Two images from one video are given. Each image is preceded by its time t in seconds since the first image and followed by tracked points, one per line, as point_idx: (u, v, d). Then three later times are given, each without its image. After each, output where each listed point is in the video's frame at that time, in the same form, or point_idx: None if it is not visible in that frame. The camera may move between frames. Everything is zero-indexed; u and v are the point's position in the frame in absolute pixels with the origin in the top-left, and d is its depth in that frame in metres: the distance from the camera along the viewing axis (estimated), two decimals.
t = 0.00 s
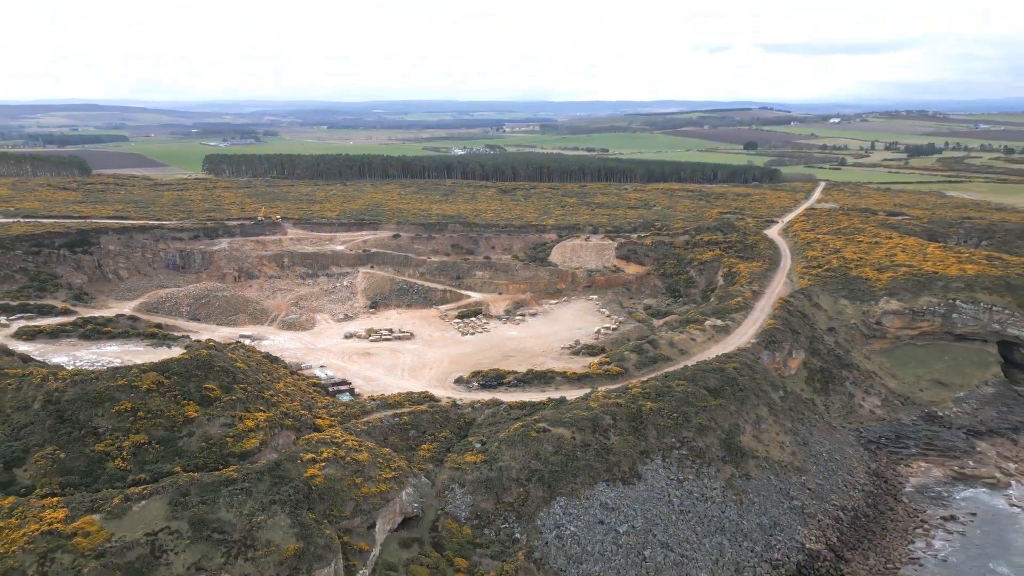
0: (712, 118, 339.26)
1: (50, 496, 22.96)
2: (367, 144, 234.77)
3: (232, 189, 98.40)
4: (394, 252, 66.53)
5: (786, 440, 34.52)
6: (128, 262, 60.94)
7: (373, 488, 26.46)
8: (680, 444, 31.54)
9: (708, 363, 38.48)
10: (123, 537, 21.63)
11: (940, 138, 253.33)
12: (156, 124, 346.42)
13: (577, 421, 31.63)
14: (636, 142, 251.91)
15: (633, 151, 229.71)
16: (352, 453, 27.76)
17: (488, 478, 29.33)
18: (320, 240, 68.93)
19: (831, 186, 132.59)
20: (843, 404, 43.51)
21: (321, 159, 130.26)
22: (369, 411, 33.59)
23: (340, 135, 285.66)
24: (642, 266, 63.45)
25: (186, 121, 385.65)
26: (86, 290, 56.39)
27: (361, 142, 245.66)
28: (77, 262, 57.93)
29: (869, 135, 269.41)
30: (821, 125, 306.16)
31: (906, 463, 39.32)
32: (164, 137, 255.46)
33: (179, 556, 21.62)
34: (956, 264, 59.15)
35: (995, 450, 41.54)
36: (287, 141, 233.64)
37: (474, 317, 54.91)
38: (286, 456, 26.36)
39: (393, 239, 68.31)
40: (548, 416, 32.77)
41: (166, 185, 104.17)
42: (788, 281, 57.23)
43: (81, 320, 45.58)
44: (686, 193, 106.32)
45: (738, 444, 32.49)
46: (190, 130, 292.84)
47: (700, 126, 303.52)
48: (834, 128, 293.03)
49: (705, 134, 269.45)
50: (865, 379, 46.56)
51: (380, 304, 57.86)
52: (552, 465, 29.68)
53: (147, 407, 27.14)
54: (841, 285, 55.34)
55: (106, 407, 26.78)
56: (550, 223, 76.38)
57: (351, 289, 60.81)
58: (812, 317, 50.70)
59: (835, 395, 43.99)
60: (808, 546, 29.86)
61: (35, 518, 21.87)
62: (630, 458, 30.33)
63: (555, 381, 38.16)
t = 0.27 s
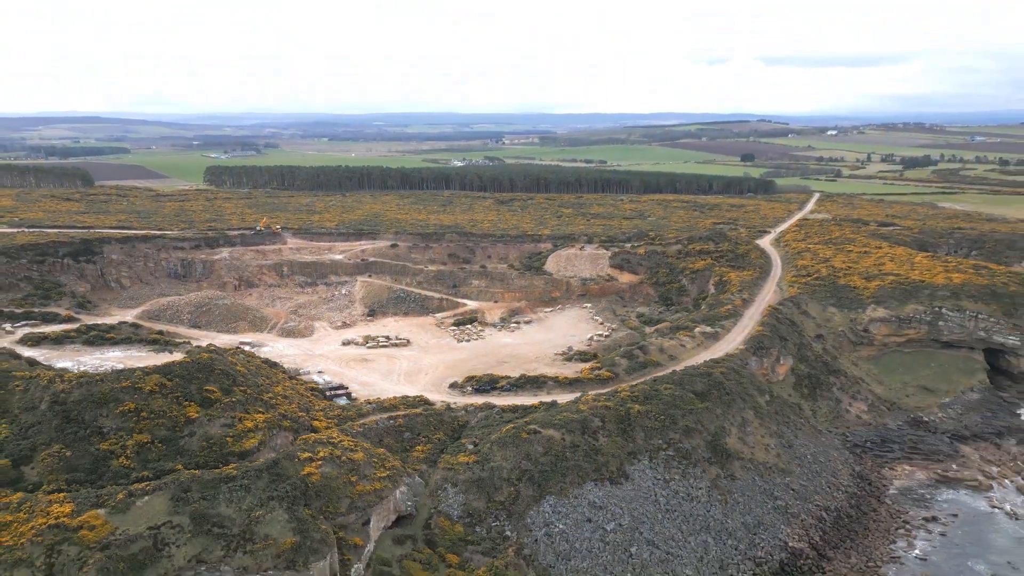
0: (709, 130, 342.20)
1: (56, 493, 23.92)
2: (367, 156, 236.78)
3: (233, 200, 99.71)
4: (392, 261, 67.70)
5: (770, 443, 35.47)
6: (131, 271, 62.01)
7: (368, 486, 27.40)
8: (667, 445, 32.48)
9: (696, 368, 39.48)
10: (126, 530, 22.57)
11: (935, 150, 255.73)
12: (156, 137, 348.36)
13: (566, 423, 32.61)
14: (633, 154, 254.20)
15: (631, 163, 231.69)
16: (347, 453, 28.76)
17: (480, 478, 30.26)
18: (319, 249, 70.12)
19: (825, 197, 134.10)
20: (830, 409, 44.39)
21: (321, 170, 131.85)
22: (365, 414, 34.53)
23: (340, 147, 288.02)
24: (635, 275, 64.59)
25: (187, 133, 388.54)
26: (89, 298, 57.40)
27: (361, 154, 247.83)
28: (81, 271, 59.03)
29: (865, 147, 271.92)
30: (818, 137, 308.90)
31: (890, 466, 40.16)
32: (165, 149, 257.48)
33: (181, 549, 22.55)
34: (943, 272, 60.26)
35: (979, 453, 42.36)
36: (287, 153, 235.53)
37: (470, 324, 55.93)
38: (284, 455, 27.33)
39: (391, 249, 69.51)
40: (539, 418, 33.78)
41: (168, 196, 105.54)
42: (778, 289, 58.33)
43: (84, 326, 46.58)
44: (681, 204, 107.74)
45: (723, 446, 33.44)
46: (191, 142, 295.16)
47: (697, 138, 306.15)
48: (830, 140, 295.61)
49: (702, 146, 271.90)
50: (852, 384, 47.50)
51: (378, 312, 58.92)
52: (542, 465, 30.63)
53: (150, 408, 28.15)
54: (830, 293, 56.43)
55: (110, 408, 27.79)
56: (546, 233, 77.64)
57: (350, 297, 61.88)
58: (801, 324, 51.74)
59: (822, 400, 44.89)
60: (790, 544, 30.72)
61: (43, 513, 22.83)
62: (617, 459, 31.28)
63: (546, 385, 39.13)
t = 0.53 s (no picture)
0: (707, 142, 345.09)
1: (62, 490, 24.87)
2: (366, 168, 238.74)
3: (234, 211, 101.04)
4: (390, 270, 68.88)
5: (756, 446, 36.40)
6: (133, 280, 63.11)
7: (363, 485, 28.32)
8: (654, 447, 33.43)
9: (685, 373, 40.49)
10: (130, 525, 23.50)
11: (930, 162, 257.96)
12: (158, 149, 350.96)
13: (557, 426, 33.59)
14: (631, 166, 256.27)
15: (628, 175, 233.63)
16: (343, 453, 29.74)
17: (472, 479, 31.17)
18: (318, 259, 71.29)
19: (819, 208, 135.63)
20: (818, 415, 45.26)
21: (321, 182, 133.40)
22: (361, 417, 35.45)
23: (341, 159, 290.37)
24: (629, 284, 65.73)
25: (188, 145, 391.47)
26: (92, 306, 58.42)
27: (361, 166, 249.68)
28: (84, 280, 60.10)
29: (861, 159, 274.35)
30: (814, 149, 311.65)
31: (876, 469, 41.02)
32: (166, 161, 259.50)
33: (182, 543, 23.47)
34: (930, 281, 61.38)
35: (964, 457, 43.23)
36: (288, 165, 237.39)
37: (466, 332, 56.96)
38: (282, 455, 28.31)
39: (389, 259, 70.72)
40: (530, 421, 34.75)
41: (169, 207, 106.87)
42: (768, 297, 59.41)
43: (87, 333, 47.57)
44: (676, 215, 109.20)
45: (710, 448, 34.37)
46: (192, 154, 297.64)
47: (695, 150, 308.74)
48: (826, 152, 298.01)
49: (700, 158, 274.24)
50: (840, 391, 48.45)
51: (376, 320, 59.97)
52: (533, 466, 31.55)
53: (152, 410, 29.17)
54: (819, 301, 57.53)
55: (114, 409, 28.79)
56: (541, 243, 78.89)
57: (348, 306, 62.98)
58: (790, 331, 52.78)
59: (810, 406, 45.83)
60: (774, 544, 31.56)
61: (49, 509, 23.77)
62: (606, 460, 32.22)
63: (539, 390, 40.10)
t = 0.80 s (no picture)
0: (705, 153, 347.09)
1: (67, 488, 25.68)
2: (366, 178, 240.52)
3: (234, 220, 102.19)
4: (388, 278, 69.87)
5: (745, 448, 37.20)
6: (134, 288, 64.02)
7: (359, 485, 29.11)
8: (644, 449, 34.24)
9: (675, 378, 41.34)
10: (133, 522, 24.28)
11: (927, 172, 259.62)
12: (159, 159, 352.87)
13: (549, 429, 34.43)
14: (629, 176, 258.12)
15: (626, 185, 235.41)
16: (340, 454, 30.57)
17: (465, 480, 31.95)
18: (317, 267, 72.27)
19: (815, 218, 136.91)
20: (808, 419, 46.03)
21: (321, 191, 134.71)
22: (357, 420, 36.27)
23: (341, 169, 292.18)
24: (623, 292, 66.68)
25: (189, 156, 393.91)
26: (94, 313, 59.30)
27: (360, 175, 251.38)
28: (87, 287, 61.00)
29: (858, 169, 276.21)
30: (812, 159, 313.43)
31: (864, 472, 41.76)
32: (167, 171, 260.98)
33: (183, 540, 24.24)
34: (920, 288, 62.34)
35: (951, 461, 43.97)
36: (288, 175, 239.50)
37: (462, 338, 57.83)
38: (280, 456, 29.15)
39: (387, 267, 71.75)
40: (523, 424, 35.58)
41: (171, 216, 107.99)
42: (760, 305, 60.32)
43: (90, 340, 48.38)
44: (672, 224, 110.42)
45: (699, 450, 35.17)
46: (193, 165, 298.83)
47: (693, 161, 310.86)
48: (823, 162, 300.14)
49: (697, 168, 276.05)
50: (830, 396, 49.25)
51: (374, 327, 60.85)
52: (525, 467, 32.34)
53: (154, 411, 30.02)
54: (810, 308, 58.46)
55: (118, 411, 29.65)
56: (538, 251, 79.95)
57: (346, 313, 63.87)
58: (781, 338, 53.65)
59: (799, 411, 46.62)
60: (761, 544, 32.29)
61: (55, 506, 24.57)
62: (597, 461, 33.02)
63: (532, 395, 40.92)
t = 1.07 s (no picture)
0: (703, 165, 349.80)
1: (72, 488, 26.64)
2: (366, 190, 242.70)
3: (235, 231, 103.53)
4: (386, 288, 71.00)
5: (732, 452, 38.12)
6: (136, 297, 65.07)
7: (354, 486, 30.02)
8: (633, 452, 35.17)
9: (665, 383, 42.32)
10: (136, 519, 25.20)
11: (923, 184, 261.90)
12: (160, 171, 354.72)
13: (540, 432, 35.39)
14: (626, 188, 260.17)
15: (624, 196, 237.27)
16: (336, 456, 31.55)
17: (458, 482, 32.84)
18: (316, 277, 73.40)
19: (809, 228, 138.41)
20: (796, 425, 46.92)
21: (321, 203, 136.23)
22: (354, 424, 37.20)
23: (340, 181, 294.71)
24: (617, 301, 67.77)
25: (190, 168, 396.59)
26: (97, 322, 60.29)
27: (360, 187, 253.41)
28: (89, 297, 62.05)
29: (854, 181, 278.57)
30: (809, 171, 315.81)
31: (850, 477, 42.62)
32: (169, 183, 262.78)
33: (184, 536, 25.13)
34: (908, 297, 63.45)
35: (936, 465, 44.84)
36: (289, 187, 241.36)
37: (458, 346, 58.81)
38: (278, 457, 30.13)
39: (385, 277, 72.91)
40: (515, 428, 36.54)
41: (172, 227, 109.37)
42: (751, 313, 61.34)
43: (93, 347, 49.38)
44: (667, 235, 111.82)
45: (686, 454, 36.09)
46: (195, 177, 300.86)
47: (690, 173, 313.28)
48: (820, 174, 302.63)
49: (695, 180, 278.47)
50: (818, 402, 50.21)
51: (371, 335, 61.85)
52: (516, 469, 33.25)
53: (157, 414, 31.03)
54: (800, 316, 59.50)
55: (121, 414, 30.65)
56: (534, 261, 81.16)
57: (344, 321, 64.92)
58: (770, 345, 54.62)
59: (788, 417, 47.53)
60: (747, 544, 33.14)
61: (61, 505, 25.51)
62: (586, 464, 33.94)
63: (525, 400, 41.86)
